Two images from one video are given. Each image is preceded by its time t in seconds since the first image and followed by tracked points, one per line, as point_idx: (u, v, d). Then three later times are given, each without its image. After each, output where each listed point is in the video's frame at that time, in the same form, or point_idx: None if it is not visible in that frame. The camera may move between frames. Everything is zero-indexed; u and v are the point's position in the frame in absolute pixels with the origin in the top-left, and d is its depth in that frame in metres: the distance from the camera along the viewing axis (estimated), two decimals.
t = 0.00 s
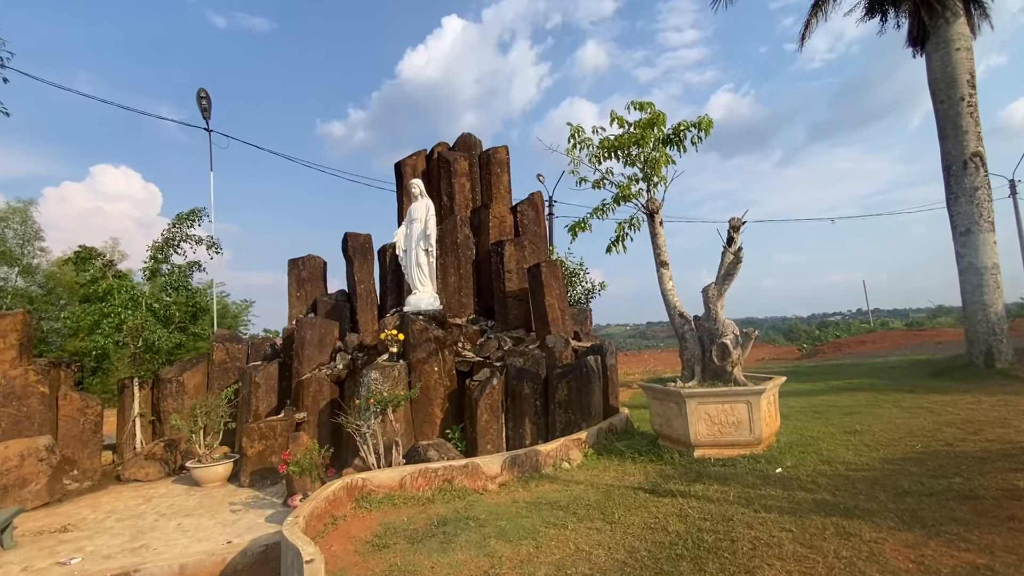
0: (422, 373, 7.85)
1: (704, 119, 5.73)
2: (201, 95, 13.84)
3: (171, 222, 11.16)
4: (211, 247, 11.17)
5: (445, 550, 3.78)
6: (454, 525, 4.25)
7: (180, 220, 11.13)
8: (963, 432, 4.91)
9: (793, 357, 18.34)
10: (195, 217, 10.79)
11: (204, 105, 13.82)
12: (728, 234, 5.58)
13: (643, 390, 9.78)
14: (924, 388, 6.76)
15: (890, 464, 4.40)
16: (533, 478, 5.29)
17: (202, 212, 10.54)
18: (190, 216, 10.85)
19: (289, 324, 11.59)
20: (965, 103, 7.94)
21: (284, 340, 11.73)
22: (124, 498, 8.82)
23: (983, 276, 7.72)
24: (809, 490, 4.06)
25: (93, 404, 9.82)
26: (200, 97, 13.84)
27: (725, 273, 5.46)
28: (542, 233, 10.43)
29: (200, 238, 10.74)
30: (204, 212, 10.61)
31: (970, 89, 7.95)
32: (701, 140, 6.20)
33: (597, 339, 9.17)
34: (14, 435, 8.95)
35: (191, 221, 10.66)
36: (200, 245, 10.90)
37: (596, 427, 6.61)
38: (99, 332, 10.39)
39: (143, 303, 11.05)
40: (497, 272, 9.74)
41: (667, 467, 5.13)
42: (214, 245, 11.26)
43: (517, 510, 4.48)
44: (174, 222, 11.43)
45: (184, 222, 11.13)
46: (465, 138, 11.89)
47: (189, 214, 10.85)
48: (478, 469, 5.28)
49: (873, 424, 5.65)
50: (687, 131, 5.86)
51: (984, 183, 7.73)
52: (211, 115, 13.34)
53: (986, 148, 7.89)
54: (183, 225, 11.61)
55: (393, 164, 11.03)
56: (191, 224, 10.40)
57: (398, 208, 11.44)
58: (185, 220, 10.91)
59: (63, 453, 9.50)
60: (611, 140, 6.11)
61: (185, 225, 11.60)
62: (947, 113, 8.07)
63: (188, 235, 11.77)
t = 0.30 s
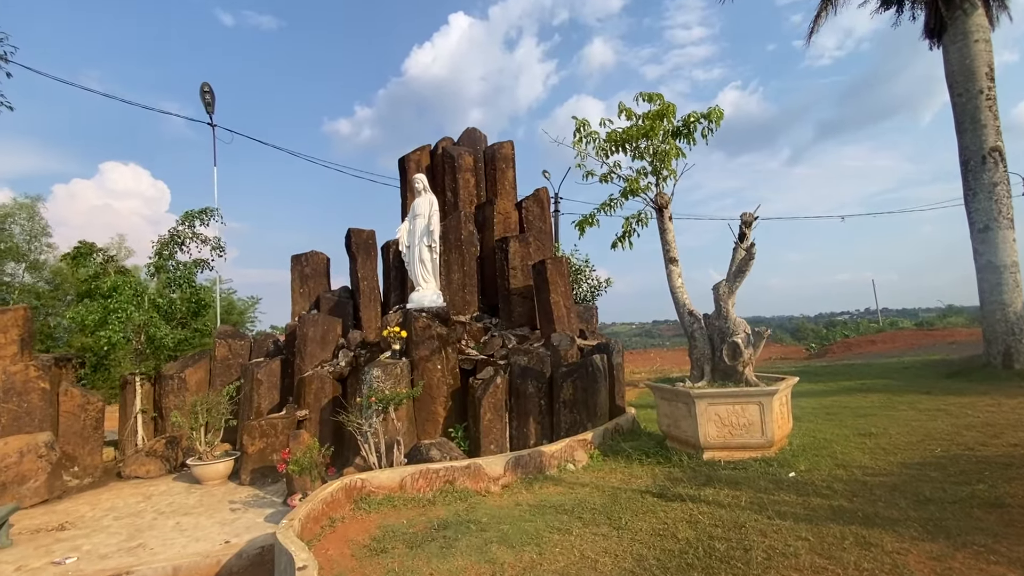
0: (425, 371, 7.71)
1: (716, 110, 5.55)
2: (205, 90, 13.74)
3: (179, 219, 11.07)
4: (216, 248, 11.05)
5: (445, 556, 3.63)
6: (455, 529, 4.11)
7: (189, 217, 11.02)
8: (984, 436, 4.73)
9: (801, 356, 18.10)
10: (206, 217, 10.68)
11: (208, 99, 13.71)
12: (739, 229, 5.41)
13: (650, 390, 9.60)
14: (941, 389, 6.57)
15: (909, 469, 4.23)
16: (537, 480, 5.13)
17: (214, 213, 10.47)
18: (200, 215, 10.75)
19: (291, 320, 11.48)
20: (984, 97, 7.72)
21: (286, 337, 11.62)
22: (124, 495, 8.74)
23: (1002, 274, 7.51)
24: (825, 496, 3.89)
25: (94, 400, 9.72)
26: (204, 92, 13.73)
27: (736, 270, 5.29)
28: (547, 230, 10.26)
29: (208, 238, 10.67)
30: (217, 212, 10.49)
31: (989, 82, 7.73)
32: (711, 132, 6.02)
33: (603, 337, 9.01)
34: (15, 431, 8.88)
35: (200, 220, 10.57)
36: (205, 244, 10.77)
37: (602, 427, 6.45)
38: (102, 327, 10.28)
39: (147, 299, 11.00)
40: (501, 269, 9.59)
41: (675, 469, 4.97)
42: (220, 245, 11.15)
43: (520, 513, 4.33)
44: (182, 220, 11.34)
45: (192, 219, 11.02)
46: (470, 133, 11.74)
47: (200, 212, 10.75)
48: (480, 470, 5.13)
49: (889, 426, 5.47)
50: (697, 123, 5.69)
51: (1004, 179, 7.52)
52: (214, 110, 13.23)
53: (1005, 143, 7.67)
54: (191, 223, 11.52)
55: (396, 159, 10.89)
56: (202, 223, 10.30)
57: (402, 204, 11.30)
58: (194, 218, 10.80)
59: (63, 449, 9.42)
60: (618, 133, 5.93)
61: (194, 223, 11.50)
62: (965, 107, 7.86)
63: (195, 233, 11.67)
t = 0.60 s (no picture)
0: (428, 370, 7.56)
1: (732, 102, 5.39)
2: (209, 85, 13.62)
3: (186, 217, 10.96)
4: (222, 248, 10.94)
5: (447, 565, 3.47)
6: (457, 536, 3.94)
7: (196, 216, 10.91)
8: (1011, 442, 4.52)
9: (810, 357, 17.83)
10: (214, 217, 10.56)
11: (211, 95, 13.59)
12: (754, 225, 5.23)
13: (658, 391, 9.40)
14: (961, 391, 6.35)
15: (934, 476, 4.05)
16: (543, 484, 4.95)
17: (222, 214, 10.36)
18: (208, 215, 10.64)
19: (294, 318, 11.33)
20: (1006, 89, 7.48)
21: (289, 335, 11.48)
22: (124, 495, 8.61)
23: None
24: (847, 504, 3.71)
25: (95, 398, 9.61)
26: (207, 87, 13.63)
27: (751, 267, 5.09)
28: (553, 227, 10.07)
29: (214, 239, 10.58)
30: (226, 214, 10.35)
31: (1011, 73, 7.49)
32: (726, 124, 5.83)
33: (610, 336, 8.82)
34: (15, 429, 8.78)
35: (207, 220, 10.46)
36: (211, 245, 10.66)
37: (610, 429, 6.26)
38: (106, 326, 10.22)
39: (150, 296, 10.90)
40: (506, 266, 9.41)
41: (686, 474, 4.78)
42: (225, 245, 11.05)
43: (526, 519, 4.16)
44: (188, 218, 11.24)
45: (200, 219, 10.91)
46: (474, 128, 11.57)
47: (208, 211, 10.63)
48: (484, 473, 4.95)
49: (910, 430, 5.26)
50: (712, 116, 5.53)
51: None
52: (218, 105, 13.11)
53: None
54: (197, 222, 11.41)
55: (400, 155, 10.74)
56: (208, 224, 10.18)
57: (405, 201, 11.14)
58: (202, 217, 10.68)
59: (63, 447, 9.32)
60: (628, 125, 5.75)
61: (201, 222, 11.40)
62: (986, 99, 7.63)
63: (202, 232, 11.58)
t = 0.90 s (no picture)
0: (432, 374, 7.39)
1: (747, 95, 5.16)
2: (212, 84, 13.49)
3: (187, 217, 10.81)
4: (224, 248, 10.78)
5: None
6: (462, 550, 3.77)
7: (197, 215, 10.76)
8: None
9: (821, 358, 17.55)
10: (215, 216, 10.41)
11: (215, 94, 13.47)
12: (771, 226, 5.07)
13: (667, 394, 9.20)
14: (984, 398, 6.13)
15: (964, 489, 3.85)
16: (551, 494, 4.77)
17: (223, 213, 10.24)
18: (209, 214, 10.48)
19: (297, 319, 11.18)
20: None
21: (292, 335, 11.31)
22: (124, 499, 8.48)
23: None
24: (873, 520, 3.52)
25: (96, 400, 9.48)
26: (211, 86, 13.50)
27: (768, 269, 4.90)
28: (560, 227, 9.89)
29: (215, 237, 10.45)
30: (228, 213, 10.19)
31: None
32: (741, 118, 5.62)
33: (618, 339, 8.63)
34: (15, 432, 8.67)
35: (207, 220, 10.32)
36: (213, 244, 10.50)
37: (619, 435, 6.08)
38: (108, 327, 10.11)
39: (151, 297, 10.78)
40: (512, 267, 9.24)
41: (700, 484, 4.60)
42: (227, 245, 10.90)
43: (533, 533, 3.98)
44: (190, 217, 11.08)
45: (201, 218, 10.76)
46: (479, 127, 11.40)
47: (209, 211, 10.48)
48: (490, 483, 4.78)
49: (934, 439, 5.05)
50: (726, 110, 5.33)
51: None
52: (221, 104, 12.97)
53: None
54: (198, 221, 11.26)
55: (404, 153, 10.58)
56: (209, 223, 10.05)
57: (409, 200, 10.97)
58: (204, 217, 10.53)
59: (63, 450, 9.21)
60: (639, 122, 5.56)
61: (203, 221, 11.25)
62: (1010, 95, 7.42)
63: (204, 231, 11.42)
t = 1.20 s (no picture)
0: (435, 376, 7.23)
1: (763, 90, 5.03)
2: (214, 83, 13.40)
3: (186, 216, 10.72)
4: (225, 245, 10.68)
5: None
6: (464, 562, 3.61)
7: (196, 214, 10.65)
8: None
9: (830, 359, 17.31)
10: (214, 213, 10.31)
11: (217, 94, 13.37)
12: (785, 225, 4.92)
13: (675, 397, 9.02)
14: (1004, 403, 5.93)
15: (990, 501, 3.69)
16: (557, 503, 4.61)
17: (223, 209, 10.14)
18: (208, 212, 10.39)
19: (299, 320, 11.05)
20: None
21: (294, 336, 11.17)
22: (123, 502, 8.36)
23: None
24: (896, 535, 3.35)
25: (96, 401, 9.36)
26: (213, 86, 13.41)
27: (782, 270, 4.73)
28: (565, 226, 9.73)
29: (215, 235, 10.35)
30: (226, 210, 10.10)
31: None
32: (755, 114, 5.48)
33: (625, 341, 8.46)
34: (15, 434, 8.55)
35: (207, 217, 10.21)
36: (213, 242, 10.40)
37: (626, 440, 5.91)
38: (108, 327, 9.98)
39: (151, 297, 10.66)
40: (516, 268, 9.08)
41: (711, 493, 4.43)
42: (228, 243, 10.79)
43: (539, 544, 3.82)
44: (189, 216, 10.96)
45: (200, 216, 10.65)
46: (484, 125, 11.25)
47: (208, 208, 10.38)
48: (493, 491, 4.62)
49: (955, 447, 4.86)
50: (739, 106, 5.20)
51: None
52: (224, 104, 12.85)
53: None
54: (198, 220, 11.15)
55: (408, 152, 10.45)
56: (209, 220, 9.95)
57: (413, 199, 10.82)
58: (202, 214, 10.43)
59: (63, 452, 9.09)
60: (648, 118, 5.39)
61: (202, 220, 11.14)
62: None
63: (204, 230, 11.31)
